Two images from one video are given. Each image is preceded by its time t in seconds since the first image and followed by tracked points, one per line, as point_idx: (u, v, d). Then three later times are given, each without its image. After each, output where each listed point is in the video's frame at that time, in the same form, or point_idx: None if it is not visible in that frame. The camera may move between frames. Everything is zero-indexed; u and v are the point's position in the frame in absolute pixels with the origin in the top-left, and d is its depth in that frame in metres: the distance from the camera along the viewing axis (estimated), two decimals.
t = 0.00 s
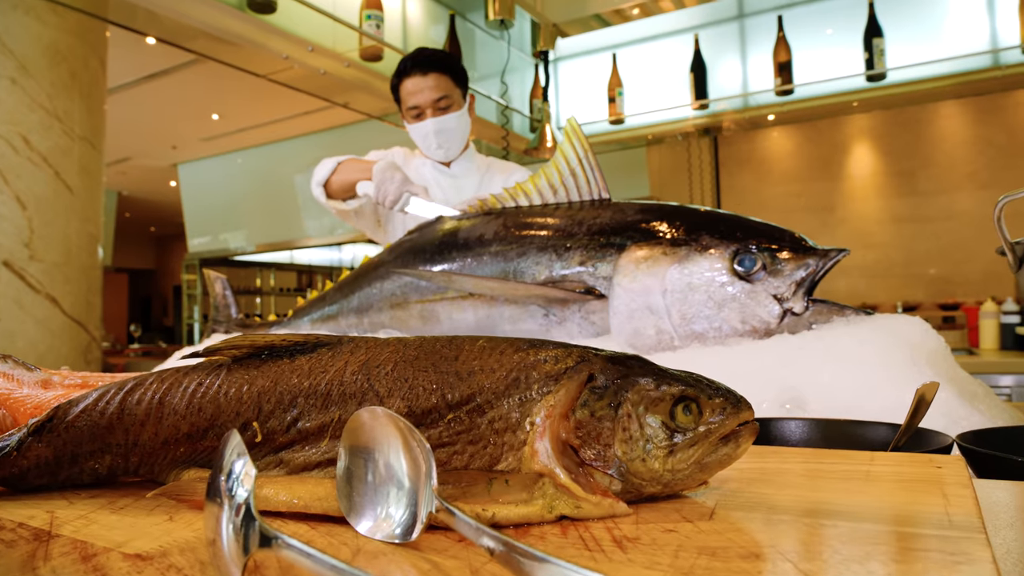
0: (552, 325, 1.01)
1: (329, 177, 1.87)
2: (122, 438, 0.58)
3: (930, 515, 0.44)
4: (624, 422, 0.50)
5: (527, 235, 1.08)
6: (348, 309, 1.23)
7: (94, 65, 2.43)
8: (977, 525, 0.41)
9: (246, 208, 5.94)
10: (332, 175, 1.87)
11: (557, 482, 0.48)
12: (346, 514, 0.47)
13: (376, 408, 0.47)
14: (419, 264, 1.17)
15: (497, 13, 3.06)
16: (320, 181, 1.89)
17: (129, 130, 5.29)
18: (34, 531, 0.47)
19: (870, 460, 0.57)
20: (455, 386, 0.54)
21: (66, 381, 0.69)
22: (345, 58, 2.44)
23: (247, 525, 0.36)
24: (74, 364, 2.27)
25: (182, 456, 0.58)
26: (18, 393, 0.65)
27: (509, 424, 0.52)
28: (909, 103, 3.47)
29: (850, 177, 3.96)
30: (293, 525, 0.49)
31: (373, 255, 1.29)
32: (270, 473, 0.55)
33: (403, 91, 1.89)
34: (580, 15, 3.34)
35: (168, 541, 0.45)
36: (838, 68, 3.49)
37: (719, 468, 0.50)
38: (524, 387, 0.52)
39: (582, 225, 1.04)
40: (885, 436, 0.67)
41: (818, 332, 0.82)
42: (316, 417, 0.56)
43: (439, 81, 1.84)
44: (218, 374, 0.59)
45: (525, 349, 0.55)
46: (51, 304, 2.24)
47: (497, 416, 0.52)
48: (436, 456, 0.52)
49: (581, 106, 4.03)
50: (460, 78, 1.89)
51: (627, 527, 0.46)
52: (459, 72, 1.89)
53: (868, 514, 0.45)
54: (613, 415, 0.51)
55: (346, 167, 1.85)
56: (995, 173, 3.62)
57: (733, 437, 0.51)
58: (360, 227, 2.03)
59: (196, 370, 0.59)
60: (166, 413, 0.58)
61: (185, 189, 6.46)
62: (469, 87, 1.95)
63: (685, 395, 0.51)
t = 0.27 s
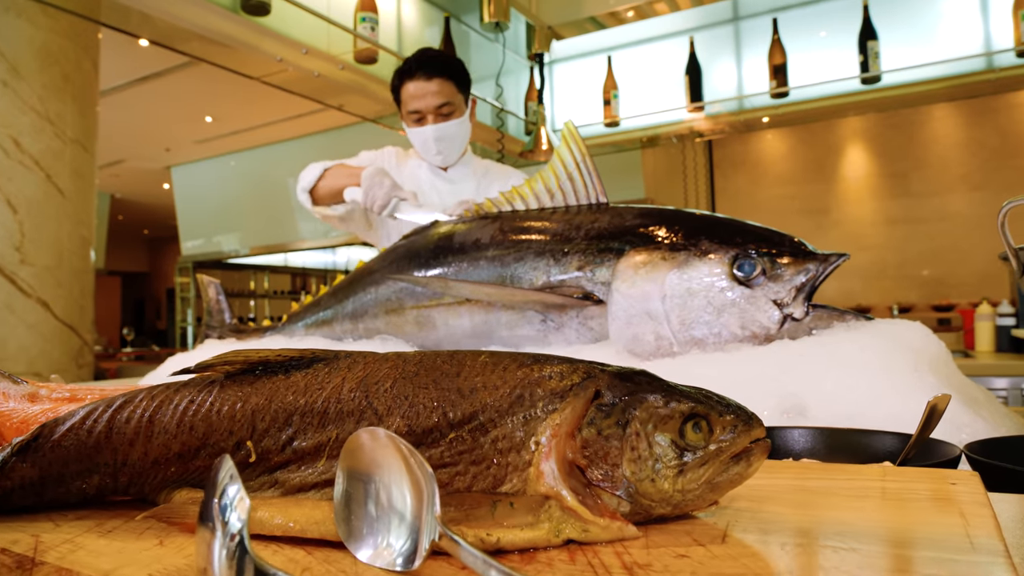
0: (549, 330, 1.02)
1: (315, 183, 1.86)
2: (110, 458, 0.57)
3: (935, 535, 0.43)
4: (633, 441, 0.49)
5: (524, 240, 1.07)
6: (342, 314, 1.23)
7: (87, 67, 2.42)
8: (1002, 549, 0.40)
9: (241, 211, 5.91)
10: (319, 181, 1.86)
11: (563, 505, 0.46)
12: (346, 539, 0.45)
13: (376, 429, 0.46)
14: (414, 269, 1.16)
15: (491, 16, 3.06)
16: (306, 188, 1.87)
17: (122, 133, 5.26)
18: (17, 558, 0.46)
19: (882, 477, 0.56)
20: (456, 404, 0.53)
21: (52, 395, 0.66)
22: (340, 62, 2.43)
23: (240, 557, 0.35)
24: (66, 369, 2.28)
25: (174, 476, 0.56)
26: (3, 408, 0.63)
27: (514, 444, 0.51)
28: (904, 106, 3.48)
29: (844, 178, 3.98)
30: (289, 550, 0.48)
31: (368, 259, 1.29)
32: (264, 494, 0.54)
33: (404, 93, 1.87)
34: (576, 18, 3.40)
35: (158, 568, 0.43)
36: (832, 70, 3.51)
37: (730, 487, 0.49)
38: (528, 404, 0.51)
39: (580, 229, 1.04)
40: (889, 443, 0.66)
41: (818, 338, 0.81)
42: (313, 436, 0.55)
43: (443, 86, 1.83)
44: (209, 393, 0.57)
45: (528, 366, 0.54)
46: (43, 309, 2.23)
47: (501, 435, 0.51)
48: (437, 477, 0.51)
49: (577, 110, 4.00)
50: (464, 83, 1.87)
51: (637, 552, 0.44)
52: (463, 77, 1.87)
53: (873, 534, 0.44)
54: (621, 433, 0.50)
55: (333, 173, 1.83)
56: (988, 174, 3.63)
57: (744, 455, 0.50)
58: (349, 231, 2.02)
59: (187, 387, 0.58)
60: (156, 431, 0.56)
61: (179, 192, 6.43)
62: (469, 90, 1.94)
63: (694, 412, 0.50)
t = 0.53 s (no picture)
0: (546, 337, 1.02)
1: (301, 186, 1.86)
2: (98, 477, 0.55)
3: (953, 561, 0.42)
4: (643, 460, 0.48)
5: (521, 246, 1.08)
6: (337, 319, 1.23)
7: (79, 68, 2.44)
8: None
9: (233, 214, 5.88)
10: (305, 184, 1.86)
11: (571, 528, 0.46)
12: (345, 565, 0.43)
13: (379, 452, 0.42)
14: (411, 275, 1.17)
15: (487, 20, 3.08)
16: (292, 191, 1.87)
17: (114, 135, 5.22)
18: None
19: (894, 496, 0.55)
20: (460, 423, 0.52)
21: (40, 407, 0.65)
22: (334, 65, 2.45)
23: None
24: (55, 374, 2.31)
25: (165, 494, 0.55)
26: None
27: (519, 464, 0.49)
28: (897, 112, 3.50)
29: (836, 184, 4.00)
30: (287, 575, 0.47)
31: (363, 264, 1.29)
32: (260, 513, 0.53)
33: (373, 105, 1.89)
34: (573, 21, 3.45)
35: None
36: (827, 76, 3.53)
37: (742, 508, 0.49)
38: (534, 423, 0.50)
39: (577, 236, 1.04)
40: (894, 455, 0.66)
41: (818, 346, 0.81)
42: (310, 455, 0.53)
43: (411, 97, 1.84)
44: (203, 408, 0.56)
45: (534, 382, 0.53)
46: (33, 312, 2.26)
47: (506, 454, 0.50)
48: (439, 498, 0.50)
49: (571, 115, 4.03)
50: (431, 94, 1.90)
51: None
52: (429, 88, 1.90)
53: (879, 557, 0.44)
54: (631, 453, 0.48)
55: (318, 175, 1.83)
56: (980, 181, 3.66)
57: (756, 475, 0.49)
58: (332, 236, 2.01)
59: (180, 403, 0.57)
60: (146, 449, 0.55)
61: (172, 194, 6.41)
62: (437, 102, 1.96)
63: (705, 430, 0.49)
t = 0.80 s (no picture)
0: (541, 343, 1.02)
1: (292, 200, 1.84)
2: (84, 495, 0.54)
3: None
4: (650, 478, 0.46)
5: (516, 252, 1.08)
6: (330, 325, 1.25)
7: (68, 71, 2.56)
8: None
9: (224, 218, 5.85)
10: (295, 198, 1.84)
11: (577, 549, 0.43)
12: None
13: (380, 470, 0.38)
14: (404, 280, 1.18)
15: (480, 24, 3.17)
16: (282, 204, 1.85)
17: (103, 138, 5.19)
18: None
19: (904, 509, 0.54)
20: (461, 439, 0.50)
21: (25, 420, 0.64)
22: (326, 68, 2.42)
23: None
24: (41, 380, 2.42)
25: (154, 513, 0.53)
26: None
27: (523, 481, 0.48)
28: (888, 117, 3.52)
29: (828, 189, 4.11)
30: None
31: (357, 271, 1.31)
32: (252, 532, 0.52)
33: (357, 112, 1.88)
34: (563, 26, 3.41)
35: None
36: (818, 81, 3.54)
37: (752, 526, 0.46)
38: (538, 439, 0.49)
39: (573, 241, 1.04)
40: (895, 464, 0.65)
41: (816, 353, 0.80)
42: (305, 472, 0.52)
43: (395, 104, 1.84)
44: (194, 423, 0.55)
45: (536, 396, 0.52)
46: (20, 317, 2.38)
47: (509, 472, 0.49)
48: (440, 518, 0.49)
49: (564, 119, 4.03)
50: (414, 99, 1.90)
51: None
52: (413, 93, 1.90)
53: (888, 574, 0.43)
54: (638, 470, 0.46)
55: (309, 188, 1.82)
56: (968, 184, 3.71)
57: (767, 493, 0.47)
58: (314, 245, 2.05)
59: (171, 418, 0.56)
60: (135, 466, 0.54)
61: (162, 198, 6.36)
62: (420, 107, 1.97)
63: (714, 445, 0.47)
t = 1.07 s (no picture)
0: (540, 347, 1.02)
1: (283, 207, 1.83)
2: (77, 512, 0.52)
3: None
4: (668, 494, 0.44)
5: (512, 256, 1.08)
6: (324, 329, 1.26)
7: (58, 72, 2.54)
8: None
9: (217, 220, 5.81)
10: (286, 205, 1.83)
11: (593, 569, 0.42)
12: None
13: (388, 488, 0.37)
14: (401, 284, 1.19)
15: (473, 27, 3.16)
16: (273, 212, 1.83)
17: (94, 139, 5.14)
18: None
19: (924, 524, 0.52)
20: (471, 454, 0.49)
21: (15, 430, 0.61)
22: (320, 71, 2.42)
23: None
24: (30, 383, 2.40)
25: (149, 529, 0.52)
26: None
27: (535, 498, 0.46)
28: (881, 121, 3.55)
29: (822, 192, 4.47)
30: None
31: (351, 274, 1.32)
32: (252, 551, 0.50)
33: (335, 115, 1.88)
34: (557, 27, 3.45)
35: None
36: (812, 85, 3.57)
37: (772, 544, 0.44)
38: (551, 454, 0.47)
39: (570, 245, 1.04)
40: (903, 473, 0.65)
41: (816, 359, 0.80)
42: (308, 488, 0.51)
43: (373, 105, 1.85)
44: (192, 437, 0.54)
45: (548, 409, 0.50)
46: (9, 320, 2.36)
47: (521, 489, 0.47)
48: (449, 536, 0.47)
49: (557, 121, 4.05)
50: (392, 101, 1.90)
51: None
52: (392, 96, 1.90)
53: None
54: (654, 486, 0.45)
55: (300, 195, 1.81)
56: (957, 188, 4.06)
57: (787, 509, 0.45)
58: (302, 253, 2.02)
59: (166, 431, 0.54)
60: (129, 482, 0.52)
61: (153, 200, 6.31)
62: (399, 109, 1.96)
63: (733, 460, 0.45)
